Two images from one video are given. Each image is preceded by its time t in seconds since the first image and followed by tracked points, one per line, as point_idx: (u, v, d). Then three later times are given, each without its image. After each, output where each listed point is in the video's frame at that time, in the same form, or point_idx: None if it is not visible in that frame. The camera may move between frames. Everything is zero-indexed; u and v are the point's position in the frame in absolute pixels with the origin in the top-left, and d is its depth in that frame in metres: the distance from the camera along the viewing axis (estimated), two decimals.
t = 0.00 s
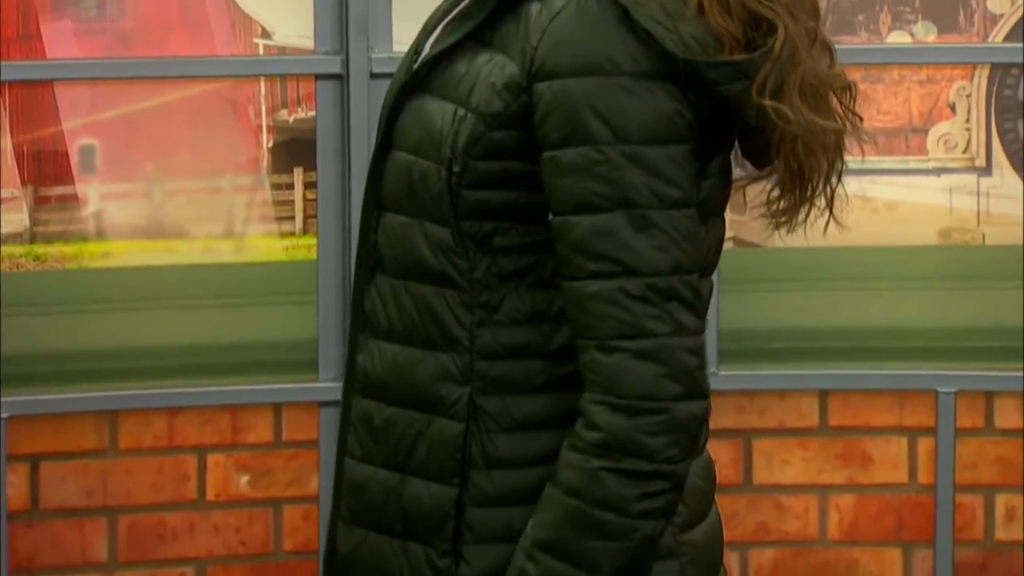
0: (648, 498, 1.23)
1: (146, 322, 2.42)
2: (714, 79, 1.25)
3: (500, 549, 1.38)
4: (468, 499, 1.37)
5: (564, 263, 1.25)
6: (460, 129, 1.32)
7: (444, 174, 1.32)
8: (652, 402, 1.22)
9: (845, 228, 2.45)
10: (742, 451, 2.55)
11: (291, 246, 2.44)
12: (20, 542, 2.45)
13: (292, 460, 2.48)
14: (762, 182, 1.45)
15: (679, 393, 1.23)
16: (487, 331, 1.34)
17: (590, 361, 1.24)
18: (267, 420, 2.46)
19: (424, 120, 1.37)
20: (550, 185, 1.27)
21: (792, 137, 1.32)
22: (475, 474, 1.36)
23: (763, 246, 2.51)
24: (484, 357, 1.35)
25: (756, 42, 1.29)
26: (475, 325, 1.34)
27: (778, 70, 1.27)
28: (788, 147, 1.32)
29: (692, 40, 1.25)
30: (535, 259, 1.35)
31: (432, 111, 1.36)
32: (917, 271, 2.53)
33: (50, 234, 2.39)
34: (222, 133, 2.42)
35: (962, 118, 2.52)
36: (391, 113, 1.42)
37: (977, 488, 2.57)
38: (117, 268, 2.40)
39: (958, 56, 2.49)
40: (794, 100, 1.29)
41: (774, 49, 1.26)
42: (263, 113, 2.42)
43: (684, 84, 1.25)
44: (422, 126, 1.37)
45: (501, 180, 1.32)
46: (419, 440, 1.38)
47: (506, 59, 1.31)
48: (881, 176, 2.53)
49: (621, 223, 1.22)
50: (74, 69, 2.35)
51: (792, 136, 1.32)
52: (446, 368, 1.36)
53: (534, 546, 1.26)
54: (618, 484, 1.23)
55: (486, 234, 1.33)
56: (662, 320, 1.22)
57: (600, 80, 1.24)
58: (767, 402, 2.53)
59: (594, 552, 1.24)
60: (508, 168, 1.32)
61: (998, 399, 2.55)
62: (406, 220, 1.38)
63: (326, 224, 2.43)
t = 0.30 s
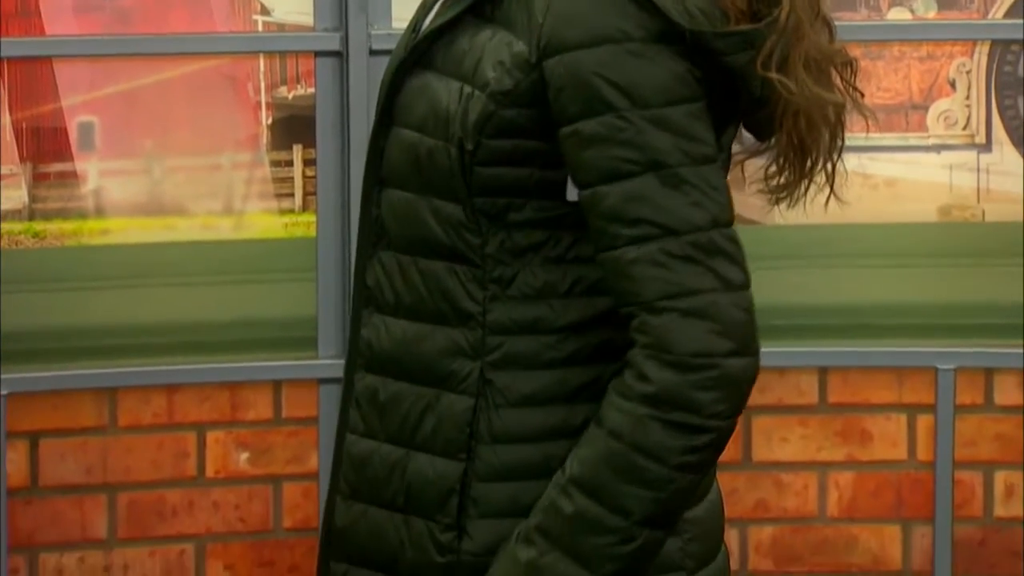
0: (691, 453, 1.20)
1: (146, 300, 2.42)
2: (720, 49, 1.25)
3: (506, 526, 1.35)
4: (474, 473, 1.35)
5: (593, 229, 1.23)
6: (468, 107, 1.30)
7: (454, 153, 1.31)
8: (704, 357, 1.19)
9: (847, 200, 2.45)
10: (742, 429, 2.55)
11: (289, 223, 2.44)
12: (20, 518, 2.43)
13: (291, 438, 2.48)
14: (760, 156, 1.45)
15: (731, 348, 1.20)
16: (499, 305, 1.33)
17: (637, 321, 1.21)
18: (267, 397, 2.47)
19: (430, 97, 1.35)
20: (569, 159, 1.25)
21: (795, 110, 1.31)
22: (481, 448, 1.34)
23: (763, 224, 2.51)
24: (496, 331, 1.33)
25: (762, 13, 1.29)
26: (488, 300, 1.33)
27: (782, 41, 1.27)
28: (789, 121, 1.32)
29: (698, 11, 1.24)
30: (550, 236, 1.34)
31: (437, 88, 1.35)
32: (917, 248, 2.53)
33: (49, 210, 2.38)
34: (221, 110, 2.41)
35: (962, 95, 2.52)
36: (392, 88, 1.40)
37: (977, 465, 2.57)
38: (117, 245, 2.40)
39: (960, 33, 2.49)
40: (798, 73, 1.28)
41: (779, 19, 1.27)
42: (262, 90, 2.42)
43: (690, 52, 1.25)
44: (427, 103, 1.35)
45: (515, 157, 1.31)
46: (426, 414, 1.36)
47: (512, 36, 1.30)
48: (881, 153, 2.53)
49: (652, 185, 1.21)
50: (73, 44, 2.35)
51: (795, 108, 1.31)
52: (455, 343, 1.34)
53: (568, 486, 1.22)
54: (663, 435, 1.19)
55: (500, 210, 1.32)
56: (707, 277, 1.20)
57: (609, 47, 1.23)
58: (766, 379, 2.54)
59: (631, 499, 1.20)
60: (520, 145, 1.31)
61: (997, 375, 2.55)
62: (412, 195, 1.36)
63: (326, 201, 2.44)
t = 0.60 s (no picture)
0: (715, 412, 1.16)
1: (145, 277, 2.41)
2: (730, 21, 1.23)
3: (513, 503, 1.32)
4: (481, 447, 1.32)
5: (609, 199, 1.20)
6: (475, 83, 1.28)
7: (462, 130, 1.28)
8: (731, 319, 1.15)
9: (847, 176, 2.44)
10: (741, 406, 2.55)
11: (289, 200, 2.44)
12: (19, 495, 2.44)
13: (290, 415, 2.48)
14: (756, 132, 1.45)
15: (758, 311, 1.16)
16: (507, 280, 1.30)
17: (663, 289, 1.18)
18: (267, 374, 2.46)
19: (433, 75, 1.33)
20: (585, 134, 1.22)
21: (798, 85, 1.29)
22: (487, 419, 1.31)
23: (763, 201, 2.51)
24: (504, 306, 1.30)
25: None
26: (496, 273, 1.30)
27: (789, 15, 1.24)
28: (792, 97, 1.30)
29: None
30: (561, 213, 1.31)
31: (442, 66, 1.32)
32: (916, 225, 2.53)
33: (47, 187, 2.38)
34: (221, 87, 2.41)
35: (962, 71, 2.52)
36: (394, 64, 1.38)
37: (976, 442, 2.57)
38: (117, 222, 2.40)
39: (959, 9, 2.49)
40: (805, 47, 1.25)
41: None
42: (261, 67, 2.42)
43: (699, 22, 1.23)
44: (430, 81, 1.33)
45: (524, 134, 1.28)
46: (432, 386, 1.33)
47: (517, 12, 1.27)
48: (881, 130, 2.52)
49: (669, 154, 1.18)
50: (70, 22, 2.35)
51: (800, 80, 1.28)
52: (464, 317, 1.31)
53: (590, 437, 1.19)
54: (687, 392, 1.15)
55: (511, 185, 1.29)
56: (733, 240, 1.17)
57: (619, 20, 1.20)
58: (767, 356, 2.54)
59: (650, 453, 1.16)
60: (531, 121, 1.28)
61: (996, 352, 2.55)
62: (418, 171, 1.34)
63: (325, 178, 2.44)
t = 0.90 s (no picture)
0: (734, 366, 1.15)
1: (145, 255, 2.41)
2: None
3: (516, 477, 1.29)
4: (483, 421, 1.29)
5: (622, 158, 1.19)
6: (481, 59, 1.25)
7: (469, 105, 1.26)
8: (757, 279, 1.14)
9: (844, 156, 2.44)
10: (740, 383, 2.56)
11: (288, 178, 2.43)
12: (19, 472, 2.44)
13: (289, 394, 2.48)
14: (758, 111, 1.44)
15: (784, 271, 1.15)
16: (512, 253, 1.27)
17: (685, 250, 1.16)
18: (265, 352, 2.46)
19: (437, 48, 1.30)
20: (597, 106, 1.20)
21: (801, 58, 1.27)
22: (487, 392, 1.28)
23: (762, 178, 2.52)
24: (509, 279, 1.27)
25: None
26: (501, 245, 1.28)
27: None
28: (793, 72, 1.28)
29: None
30: (569, 187, 1.27)
31: (446, 40, 1.29)
32: (914, 202, 2.53)
33: (46, 165, 2.38)
34: (219, 65, 2.40)
35: (961, 50, 2.52)
36: (394, 35, 1.35)
37: (975, 420, 2.57)
38: (114, 200, 2.39)
39: None
40: (809, 21, 1.24)
41: None
42: (260, 46, 2.41)
43: None
44: (434, 54, 1.30)
45: (533, 107, 1.25)
46: (436, 358, 1.30)
47: None
48: (881, 108, 2.52)
49: (687, 120, 1.16)
50: None
51: (803, 55, 1.27)
52: (468, 288, 1.29)
53: (603, 380, 1.18)
54: (708, 348, 1.15)
55: (520, 158, 1.27)
56: (757, 202, 1.15)
57: None
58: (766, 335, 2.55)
59: (663, 402, 1.16)
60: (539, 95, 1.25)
61: (995, 331, 2.55)
62: (425, 144, 1.31)
63: (324, 156, 2.43)
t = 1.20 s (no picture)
0: (754, 310, 1.10)
1: (143, 236, 2.40)
2: None
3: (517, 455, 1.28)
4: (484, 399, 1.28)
5: (642, 126, 1.14)
6: (488, 37, 1.24)
7: (476, 84, 1.24)
8: (783, 231, 1.09)
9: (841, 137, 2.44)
10: (738, 363, 2.56)
11: (287, 159, 2.44)
12: (16, 453, 2.43)
13: (287, 374, 2.49)
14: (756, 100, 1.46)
15: (815, 227, 1.09)
16: (515, 230, 1.26)
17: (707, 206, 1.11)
18: (264, 333, 2.47)
19: (440, 26, 1.28)
20: (611, 82, 1.16)
21: (803, 34, 1.29)
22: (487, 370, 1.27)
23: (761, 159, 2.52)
24: (513, 256, 1.26)
25: None
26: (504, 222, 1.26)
27: None
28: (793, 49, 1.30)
29: None
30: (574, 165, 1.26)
31: (450, 17, 1.28)
32: (913, 183, 2.53)
33: (44, 146, 2.37)
34: (217, 45, 2.41)
35: (960, 31, 2.51)
36: (392, 11, 1.33)
37: (973, 401, 2.57)
38: (110, 180, 2.39)
39: None
40: None
41: None
42: (258, 26, 2.41)
43: None
44: (436, 32, 1.28)
45: (544, 85, 1.24)
46: (438, 336, 1.30)
47: None
48: (880, 88, 2.52)
49: (703, 83, 1.12)
50: None
51: (805, 31, 1.29)
52: (469, 266, 1.27)
53: (621, 302, 1.13)
54: (729, 285, 1.09)
55: (531, 135, 1.25)
56: (783, 158, 1.10)
57: None
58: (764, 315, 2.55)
59: (677, 330, 1.11)
60: (549, 74, 1.23)
61: (993, 311, 2.55)
62: (427, 121, 1.30)
63: (322, 136, 2.43)
